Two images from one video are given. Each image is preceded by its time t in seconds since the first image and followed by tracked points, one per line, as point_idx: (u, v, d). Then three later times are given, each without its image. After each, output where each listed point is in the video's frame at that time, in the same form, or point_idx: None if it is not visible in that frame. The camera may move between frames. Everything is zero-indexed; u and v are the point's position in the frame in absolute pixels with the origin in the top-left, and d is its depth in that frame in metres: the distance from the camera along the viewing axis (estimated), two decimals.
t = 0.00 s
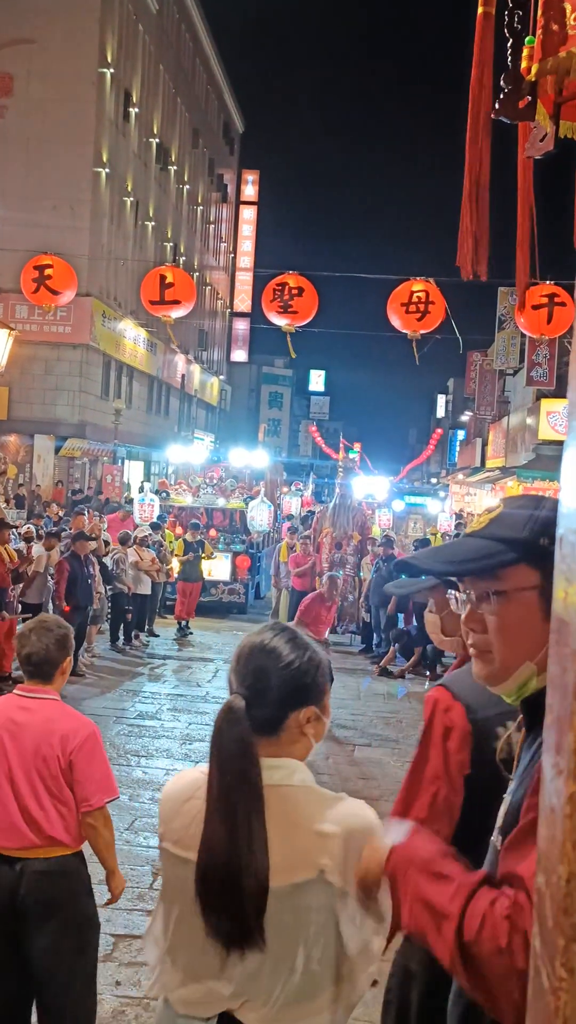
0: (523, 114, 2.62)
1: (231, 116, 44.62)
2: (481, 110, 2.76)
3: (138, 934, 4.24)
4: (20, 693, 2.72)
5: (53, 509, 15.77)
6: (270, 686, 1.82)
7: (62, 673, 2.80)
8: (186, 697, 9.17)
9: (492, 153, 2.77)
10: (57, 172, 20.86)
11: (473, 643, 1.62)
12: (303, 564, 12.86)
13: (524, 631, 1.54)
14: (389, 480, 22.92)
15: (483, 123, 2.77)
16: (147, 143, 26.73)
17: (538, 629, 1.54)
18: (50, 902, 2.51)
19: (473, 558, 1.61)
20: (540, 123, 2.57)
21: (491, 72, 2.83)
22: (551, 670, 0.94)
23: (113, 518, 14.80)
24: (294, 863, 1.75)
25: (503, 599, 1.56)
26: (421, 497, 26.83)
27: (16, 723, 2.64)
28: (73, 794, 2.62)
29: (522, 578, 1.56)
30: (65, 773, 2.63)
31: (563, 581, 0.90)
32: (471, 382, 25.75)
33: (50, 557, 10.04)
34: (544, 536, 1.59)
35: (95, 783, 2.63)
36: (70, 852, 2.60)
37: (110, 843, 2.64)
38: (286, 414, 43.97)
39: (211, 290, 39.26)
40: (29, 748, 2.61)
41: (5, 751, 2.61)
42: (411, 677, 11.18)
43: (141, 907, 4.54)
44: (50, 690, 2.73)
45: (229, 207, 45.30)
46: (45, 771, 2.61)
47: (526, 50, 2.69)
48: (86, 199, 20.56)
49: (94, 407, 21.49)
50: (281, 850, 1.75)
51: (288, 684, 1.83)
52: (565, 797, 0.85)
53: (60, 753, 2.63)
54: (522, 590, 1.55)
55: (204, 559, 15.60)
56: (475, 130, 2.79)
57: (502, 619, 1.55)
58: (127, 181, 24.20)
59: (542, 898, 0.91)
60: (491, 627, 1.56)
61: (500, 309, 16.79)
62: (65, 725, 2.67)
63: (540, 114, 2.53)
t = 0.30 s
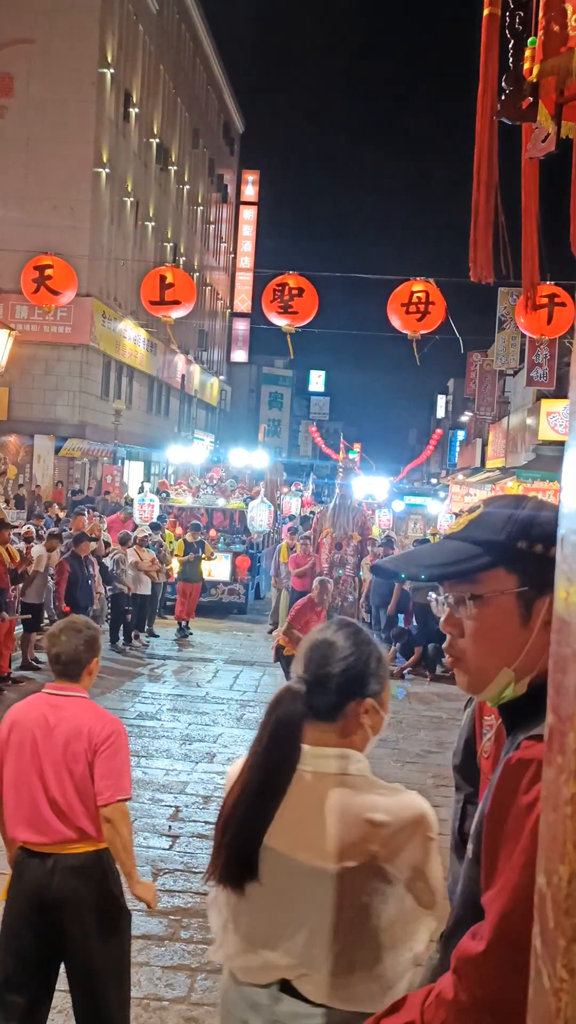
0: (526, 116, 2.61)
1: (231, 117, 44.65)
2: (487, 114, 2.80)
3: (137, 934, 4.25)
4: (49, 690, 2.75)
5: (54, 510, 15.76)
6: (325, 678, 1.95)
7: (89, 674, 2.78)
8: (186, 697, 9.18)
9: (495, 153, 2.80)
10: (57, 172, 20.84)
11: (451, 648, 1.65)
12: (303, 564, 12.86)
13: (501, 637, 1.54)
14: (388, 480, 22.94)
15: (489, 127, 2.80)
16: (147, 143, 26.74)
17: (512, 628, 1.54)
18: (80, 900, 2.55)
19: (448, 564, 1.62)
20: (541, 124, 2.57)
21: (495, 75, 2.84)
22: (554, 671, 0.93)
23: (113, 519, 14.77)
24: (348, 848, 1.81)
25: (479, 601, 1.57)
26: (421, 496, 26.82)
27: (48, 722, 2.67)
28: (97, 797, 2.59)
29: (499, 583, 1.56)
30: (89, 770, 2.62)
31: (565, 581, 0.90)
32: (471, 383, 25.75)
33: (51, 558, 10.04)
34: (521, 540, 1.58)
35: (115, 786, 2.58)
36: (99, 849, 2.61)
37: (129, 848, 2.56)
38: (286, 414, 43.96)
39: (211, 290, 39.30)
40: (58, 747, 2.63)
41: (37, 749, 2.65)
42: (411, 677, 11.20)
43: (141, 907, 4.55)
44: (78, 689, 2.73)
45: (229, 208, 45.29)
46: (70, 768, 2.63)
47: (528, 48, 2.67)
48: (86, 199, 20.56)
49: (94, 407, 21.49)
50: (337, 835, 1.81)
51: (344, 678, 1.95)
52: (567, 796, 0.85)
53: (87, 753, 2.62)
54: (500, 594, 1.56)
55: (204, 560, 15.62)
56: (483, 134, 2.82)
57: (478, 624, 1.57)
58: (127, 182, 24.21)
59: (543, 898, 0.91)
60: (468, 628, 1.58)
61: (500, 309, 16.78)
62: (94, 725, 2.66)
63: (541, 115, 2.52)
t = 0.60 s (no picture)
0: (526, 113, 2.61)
1: (229, 115, 44.64)
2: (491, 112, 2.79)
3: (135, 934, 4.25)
4: (99, 696, 3.04)
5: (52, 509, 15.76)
6: (444, 710, 2.00)
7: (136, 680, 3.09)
8: (186, 696, 9.21)
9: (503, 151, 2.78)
10: (54, 172, 20.84)
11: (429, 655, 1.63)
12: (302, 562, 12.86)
13: (476, 644, 1.52)
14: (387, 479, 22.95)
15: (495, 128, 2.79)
16: (145, 142, 26.71)
17: (486, 634, 1.52)
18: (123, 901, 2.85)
19: (420, 571, 1.61)
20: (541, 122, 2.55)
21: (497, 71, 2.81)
22: (548, 667, 0.93)
23: (111, 519, 14.76)
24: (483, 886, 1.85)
25: (454, 607, 1.56)
26: (420, 495, 26.82)
27: (103, 722, 2.96)
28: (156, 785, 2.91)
29: (471, 589, 1.55)
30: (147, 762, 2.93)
31: (561, 580, 0.90)
32: (470, 382, 25.76)
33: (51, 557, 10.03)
34: (494, 545, 1.54)
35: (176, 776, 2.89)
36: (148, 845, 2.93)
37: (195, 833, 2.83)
38: (285, 413, 43.96)
39: (210, 289, 39.30)
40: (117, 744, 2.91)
41: (95, 747, 2.93)
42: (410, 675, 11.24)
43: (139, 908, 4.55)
44: (127, 692, 3.04)
45: (227, 207, 45.28)
46: (131, 760, 2.92)
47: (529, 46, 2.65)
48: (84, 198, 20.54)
49: (92, 407, 21.49)
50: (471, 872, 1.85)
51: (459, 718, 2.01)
52: (563, 793, 0.85)
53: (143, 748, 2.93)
54: (473, 601, 1.54)
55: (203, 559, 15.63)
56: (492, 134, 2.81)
57: (453, 631, 1.56)
58: (125, 181, 24.20)
59: (540, 899, 0.91)
60: (445, 636, 1.57)
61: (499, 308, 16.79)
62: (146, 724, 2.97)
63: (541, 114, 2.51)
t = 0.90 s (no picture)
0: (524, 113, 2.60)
1: (228, 115, 44.63)
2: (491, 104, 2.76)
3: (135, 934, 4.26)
4: (117, 701, 3.34)
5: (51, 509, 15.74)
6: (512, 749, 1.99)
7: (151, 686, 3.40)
8: (185, 696, 9.21)
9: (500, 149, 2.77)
10: (53, 171, 20.81)
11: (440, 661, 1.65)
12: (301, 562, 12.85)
13: (476, 651, 1.54)
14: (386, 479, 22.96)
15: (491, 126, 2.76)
16: (144, 141, 26.68)
17: (485, 637, 1.53)
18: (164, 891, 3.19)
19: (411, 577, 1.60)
20: (538, 122, 2.54)
21: (494, 68, 2.81)
22: (544, 666, 0.93)
23: (110, 519, 14.74)
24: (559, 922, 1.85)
25: (452, 611, 1.57)
26: (419, 495, 26.82)
27: (121, 724, 3.25)
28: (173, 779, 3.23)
29: (467, 595, 1.55)
30: (168, 758, 3.23)
31: (555, 579, 0.89)
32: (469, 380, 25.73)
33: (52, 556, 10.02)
34: (488, 550, 1.53)
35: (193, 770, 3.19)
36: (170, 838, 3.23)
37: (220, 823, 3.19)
38: (284, 413, 43.97)
39: (209, 289, 39.30)
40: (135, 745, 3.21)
41: (115, 747, 3.22)
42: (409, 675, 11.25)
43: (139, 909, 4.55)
44: (143, 697, 3.35)
45: (226, 207, 45.25)
46: (152, 758, 3.21)
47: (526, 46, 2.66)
48: (83, 197, 20.53)
49: (91, 406, 21.49)
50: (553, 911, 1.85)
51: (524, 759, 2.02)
52: (557, 794, 0.85)
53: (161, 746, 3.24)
54: (469, 607, 1.55)
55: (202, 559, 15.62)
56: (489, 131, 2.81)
57: (452, 638, 1.58)
58: (124, 181, 24.19)
59: (534, 899, 0.90)
60: (444, 637, 1.60)
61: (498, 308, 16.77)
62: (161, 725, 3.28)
63: (539, 112, 2.50)
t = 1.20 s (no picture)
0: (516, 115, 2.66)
1: (227, 115, 44.64)
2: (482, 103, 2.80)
3: (135, 934, 4.27)
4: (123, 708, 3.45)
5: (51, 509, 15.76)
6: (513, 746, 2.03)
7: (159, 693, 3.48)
8: (184, 695, 9.23)
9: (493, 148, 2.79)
10: (52, 172, 20.81)
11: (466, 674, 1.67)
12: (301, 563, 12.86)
13: (478, 663, 1.55)
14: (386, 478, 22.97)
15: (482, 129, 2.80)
16: (143, 142, 26.69)
17: (481, 646, 1.54)
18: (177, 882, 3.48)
19: (409, 608, 1.67)
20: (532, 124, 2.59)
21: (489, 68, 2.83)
22: (534, 666, 0.94)
23: (110, 518, 14.74)
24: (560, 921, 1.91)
25: (459, 628, 1.60)
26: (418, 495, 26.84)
27: (127, 731, 3.40)
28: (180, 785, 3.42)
29: (462, 615, 1.58)
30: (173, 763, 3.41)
31: (545, 581, 0.90)
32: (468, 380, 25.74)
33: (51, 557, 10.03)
34: (470, 566, 1.58)
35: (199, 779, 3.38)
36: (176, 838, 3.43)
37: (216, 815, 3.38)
38: (284, 413, 44.00)
39: (208, 289, 39.32)
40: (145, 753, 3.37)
41: (120, 753, 3.38)
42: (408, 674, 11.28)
43: (138, 909, 4.57)
44: (148, 705, 3.45)
45: (226, 207, 45.30)
46: (159, 764, 3.39)
47: (518, 48, 2.69)
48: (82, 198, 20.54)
49: (90, 407, 21.52)
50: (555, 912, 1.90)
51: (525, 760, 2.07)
52: (547, 791, 0.86)
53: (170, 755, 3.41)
54: (466, 623, 1.57)
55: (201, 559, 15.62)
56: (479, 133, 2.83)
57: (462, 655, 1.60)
58: (123, 181, 24.20)
59: (525, 896, 0.91)
60: (459, 651, 1.60)
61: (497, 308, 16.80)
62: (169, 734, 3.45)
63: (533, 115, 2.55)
